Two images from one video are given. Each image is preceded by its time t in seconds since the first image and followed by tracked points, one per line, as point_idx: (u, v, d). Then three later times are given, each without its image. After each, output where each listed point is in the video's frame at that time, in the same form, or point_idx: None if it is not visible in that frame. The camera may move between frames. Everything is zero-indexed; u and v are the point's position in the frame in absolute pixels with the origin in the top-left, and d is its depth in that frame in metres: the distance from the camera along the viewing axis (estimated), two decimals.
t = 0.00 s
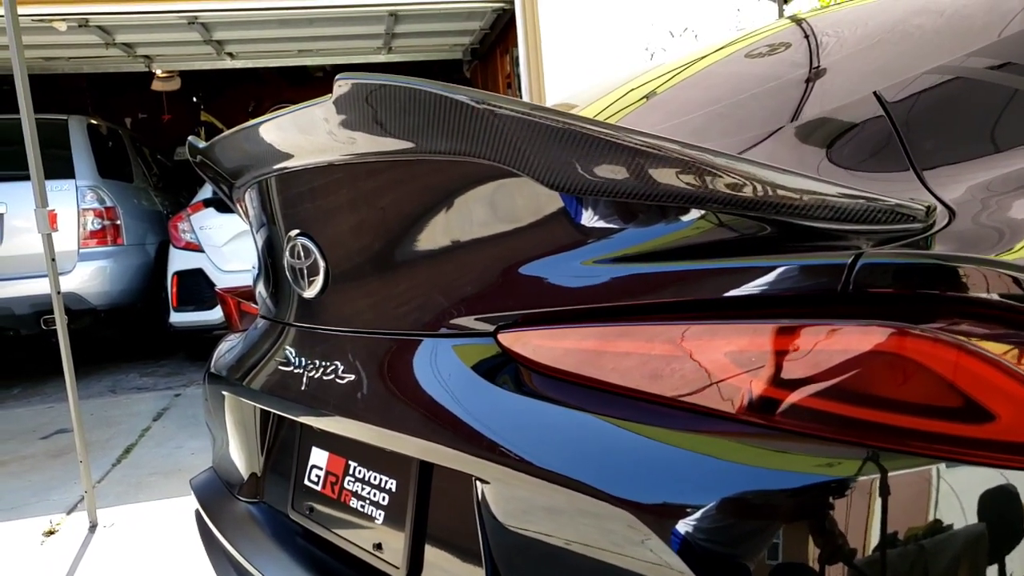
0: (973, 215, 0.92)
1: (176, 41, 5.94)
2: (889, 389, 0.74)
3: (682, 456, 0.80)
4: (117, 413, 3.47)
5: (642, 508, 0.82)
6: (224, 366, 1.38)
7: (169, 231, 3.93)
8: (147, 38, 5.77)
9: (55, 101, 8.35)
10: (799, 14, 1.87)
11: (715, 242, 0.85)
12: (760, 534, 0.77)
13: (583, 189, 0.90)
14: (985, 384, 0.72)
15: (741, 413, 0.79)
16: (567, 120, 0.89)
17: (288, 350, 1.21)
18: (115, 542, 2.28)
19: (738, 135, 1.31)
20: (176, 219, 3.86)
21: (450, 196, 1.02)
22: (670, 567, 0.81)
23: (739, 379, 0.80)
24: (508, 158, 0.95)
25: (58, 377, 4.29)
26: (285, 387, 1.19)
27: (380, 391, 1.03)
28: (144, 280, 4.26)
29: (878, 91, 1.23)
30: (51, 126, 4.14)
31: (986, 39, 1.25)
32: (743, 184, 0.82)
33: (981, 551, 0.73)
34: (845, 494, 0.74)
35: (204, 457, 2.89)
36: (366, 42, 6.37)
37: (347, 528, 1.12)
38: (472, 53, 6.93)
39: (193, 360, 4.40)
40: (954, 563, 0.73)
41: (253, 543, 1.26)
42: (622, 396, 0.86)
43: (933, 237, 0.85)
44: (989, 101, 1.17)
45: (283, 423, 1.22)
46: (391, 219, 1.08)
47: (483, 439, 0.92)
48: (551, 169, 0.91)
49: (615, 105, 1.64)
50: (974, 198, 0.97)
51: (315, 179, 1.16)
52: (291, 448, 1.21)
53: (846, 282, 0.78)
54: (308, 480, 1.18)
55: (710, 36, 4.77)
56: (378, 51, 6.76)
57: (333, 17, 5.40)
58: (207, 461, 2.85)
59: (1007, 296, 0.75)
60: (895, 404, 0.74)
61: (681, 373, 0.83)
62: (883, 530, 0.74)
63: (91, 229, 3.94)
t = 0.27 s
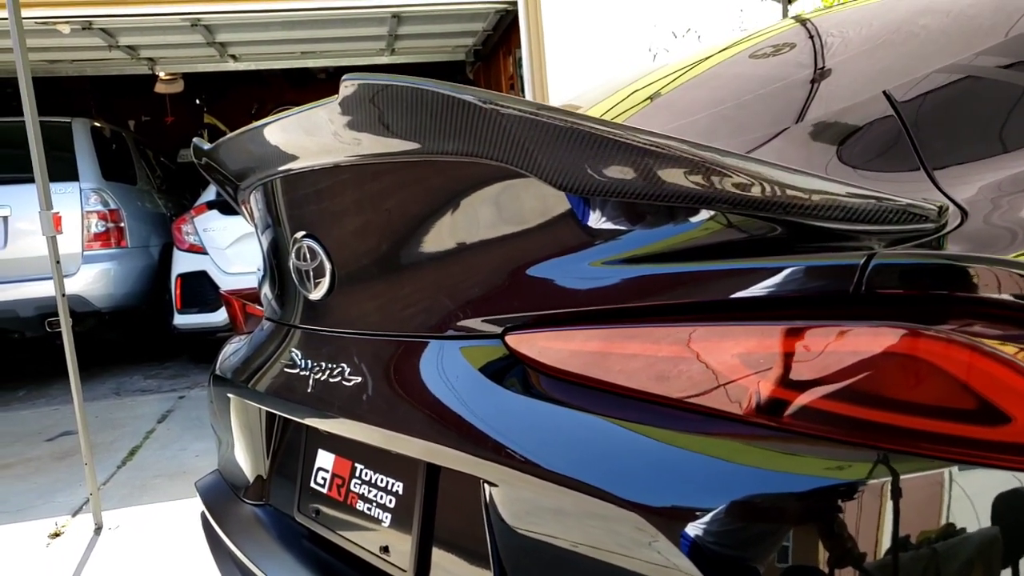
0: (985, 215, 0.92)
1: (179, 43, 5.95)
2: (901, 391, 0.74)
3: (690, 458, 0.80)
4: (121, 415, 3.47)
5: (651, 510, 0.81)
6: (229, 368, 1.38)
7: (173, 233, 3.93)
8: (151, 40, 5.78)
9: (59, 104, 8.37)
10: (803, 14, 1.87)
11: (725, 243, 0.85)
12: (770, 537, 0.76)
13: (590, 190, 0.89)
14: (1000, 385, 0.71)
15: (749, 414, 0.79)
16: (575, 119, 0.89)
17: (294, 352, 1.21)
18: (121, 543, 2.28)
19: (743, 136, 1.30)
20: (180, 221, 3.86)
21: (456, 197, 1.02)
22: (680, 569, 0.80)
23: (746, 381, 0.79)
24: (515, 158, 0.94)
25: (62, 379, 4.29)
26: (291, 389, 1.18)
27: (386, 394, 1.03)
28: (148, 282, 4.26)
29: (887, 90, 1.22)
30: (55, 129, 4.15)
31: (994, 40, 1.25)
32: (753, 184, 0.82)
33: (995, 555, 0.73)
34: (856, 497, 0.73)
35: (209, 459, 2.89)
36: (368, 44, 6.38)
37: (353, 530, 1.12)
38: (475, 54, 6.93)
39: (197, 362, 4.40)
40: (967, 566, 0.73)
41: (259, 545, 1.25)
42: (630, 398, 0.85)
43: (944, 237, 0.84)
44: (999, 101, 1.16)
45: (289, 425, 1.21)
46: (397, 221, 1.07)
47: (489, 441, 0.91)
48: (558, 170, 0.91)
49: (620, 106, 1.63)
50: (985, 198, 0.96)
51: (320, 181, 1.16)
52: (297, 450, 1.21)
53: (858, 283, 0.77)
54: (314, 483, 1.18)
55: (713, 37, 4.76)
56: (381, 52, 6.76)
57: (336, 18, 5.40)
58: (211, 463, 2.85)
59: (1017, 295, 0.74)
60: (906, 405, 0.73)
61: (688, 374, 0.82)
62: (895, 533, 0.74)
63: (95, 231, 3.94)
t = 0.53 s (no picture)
0: (999, 214, 0.91)
1: (182, 46, 5.96)
2: (914, 393, 0.74)
3: (700, 460, 0.79)
4: (126, 417, 3.47)
5: (660, 512, 0.81)
6: (235, 370, 1.38)
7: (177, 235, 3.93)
8: (154, 42, 5.79)
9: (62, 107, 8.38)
10: (807, 14, 1.86)
11: (734, 243, 0.84)
12: (780, 539, 0.76)
13: (598, 190, 0.89)
14: (1015, 386, 0.71)
15: (758, 416, 0.79)
16: (582, 118, 0.88)
17: (300, 354, 1.20)
18: (127, 545, 2.28)
19: (749, 136, 1.29)
20: (184, 223, 3.87)
21: (462, 199, 1.01)
22: (688, 572, 0.80)
23: (754, 382, 0.79)
24: (521, 157, 0.94)
25: (67, 381, 4.29)
26: (297, 391, 1.18)
27: (392, 396, 1.02)
28: (152, 284, 4.27)
29: (897, 88, 1.22)
30: (60, 132, 4.16)
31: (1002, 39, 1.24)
32: (762, 183, 0.81)
33: (1011, 559, 0.73)
34: (866, 499, 0.73)
35: (214, 460, 2.89)
36: (371, 46, 6.38)
37: (360, 533, 1.12)
38: (477, 55, 6.94)
39: (202, 364, 4.40)
40: (982, 570, 0.73)
41: (265, 547, 1.24)
42: (640, 400, 0.84)
43: (957, 237, 0.82)
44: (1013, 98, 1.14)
45: (294, 427, 1.21)
46: (402, 223, 1.07)
47: (496, 443, 0.91)
48: (565, 169, 0.90)
49: (624, 106, 1.63)
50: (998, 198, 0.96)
51: (326, 182, 1.15)
52: (303, 452, 1.20)
53: (872, 284, 0.76)
54: (320, 485, 1.18)
55: (715, 37, 4.76)
56: (384, 53, 6.77)
57: (339, 20, 5.40)
58: (217, 464, 2.85)
59: None
60: (918, 407, 0.74)
61: (695, 375, 0.82)
62: (908, 537, 0.73)
63: (100, 233, 3.94)
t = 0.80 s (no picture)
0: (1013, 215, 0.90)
1: (185, 46, 5.96)
2: (928, 395, 0.74)
3: (710, 462, 0.79)
4: (131, 417, 3.47)
5: (670, 515, 0.80)
6: (240, 371, 1.37)
7: (181, 236, 3.94)
8: (158, 43, 5.79)
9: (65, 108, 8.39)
10: (812, 13, 1.85)
11: (745, 244, 0.83)
12: (790, 543, 0.75)
13: (606, 189, 0.88)
14: None
15: (768, 417, 0.79)
16: (590, 116, 0.87)
17: (306, 355, 1.20)
18: (131, 545, 2.28)
19: (755, 137, 1.28)
20: (189, 224, 3.87)
21: (468, 199, 1.00)
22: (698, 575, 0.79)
23: (763, 384, 0.79)
24: (529, 156, 0.93)
25: (71, 381, 4.30)
26: (302, 392, 1.17)
27: (398, 397, 1.02)
28: (156, 284, 4.27)
29: (909, 87, 1.21)
30: (64, 133, 4.16)
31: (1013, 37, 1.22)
32: (773, 183, 0.81)
33: None
34: (878, 502, 0.73)
35: (218, 461, 2.89)
36: (375, 46, 6.38)
37: (366, 535, 1.11)
38: (481, 56, 6.93)
39: (205, 364, 4.40)
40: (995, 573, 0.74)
41: (269, 549, 1.24)
42: (650, 402, 0.84)
43: (972, 237, 0.83)
44: None
45: (300, 428, 1.21)
46: (408, 223, 1.06)
47: (503, 445, 0.90)
48: (573, 168, 0.90)
49: (628, 107, 1.62)
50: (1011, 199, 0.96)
51: (332, 182, 1.15)
52: (308, 453, 1.20)
53: (887, 285, 0.77)
54: (326, 487, 1.17)
55: (719, 37, 4.75)
56: (387, 54, 6.77)
57: (342, 21, 5.40)
58: (221, 464, 2.85)
59: None
60: (930, 409, 0.74)
61: (703, 377, 0.82)
62: (922, 542, 0.73)
63: (104, 234, 3.94)
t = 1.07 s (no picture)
0: None
1: (189, 46, 5.96)
2: (942, 398, 0.74)
3: (720, 465, 0.78)
4: (134, 417, 3.47)
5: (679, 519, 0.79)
6: (245, 372, 1.37)
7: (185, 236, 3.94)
8: (161, 43, 5.80)
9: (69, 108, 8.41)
10: (818, 14, 1.84)
11: (755, 245, 0.83)
12: (800, 547, 0.75)
13: (614, 187, 0.87)
14: None
15: (776, 419, 0.78)
16: (598, 115, 0.86)
17: (311, 355, 1.19)
18: (135, 545, 2.28)
19: (760, 138, 1.26)
20: (192, 224, 3.87)
21: (476, 199, 1.00)
22: None
23: (771, 386, 0.79)
24: (536, 155, 0.92)
25: (74, 381, 4.30)
26: (309, 393, 1.16)
27: (405, 399, 1.01)
28: (159, 284, 4.27)
29: (921, 87, 1.20)
30: (67, 132, 4.16)
31: None
32: (783, 183, 0.80)
33: None
34: (889, 506, 0.73)
35: (221, 461, 2.88)
36: (378, 46, 6.38)
37: (372, 537, 1.10)
38: (484, 56, 6.94)
39: (208, 364, 4.40)
40: None
41: (274, 550, 1.23)
42: (659, 404, 0.84)
43: (987, 238, 0.82)
44: None
45: (305, 429, 1.20)
46: (414, 224, 1.06)
47: (511, 447, 0.89)
48: (581, 167, 0.89)
49: (633, 108, 1.61)
50: None
51: (338, 182, 1.14)
52: (314, 455, 1.19)
53: (902, 286, 0.76)
54: (331, 488, 1.16)
55: (722, 37, 4.75)
56: (391, 54, 6.77)
57: (346, 20, 5.40)
58: (224, 465, 2.84)
59: None
60: (944, 411, 0.74)
61: (711, 378, 0.82)
62: (934, 546, 0.73)
63: (107, 234, 3.94)
